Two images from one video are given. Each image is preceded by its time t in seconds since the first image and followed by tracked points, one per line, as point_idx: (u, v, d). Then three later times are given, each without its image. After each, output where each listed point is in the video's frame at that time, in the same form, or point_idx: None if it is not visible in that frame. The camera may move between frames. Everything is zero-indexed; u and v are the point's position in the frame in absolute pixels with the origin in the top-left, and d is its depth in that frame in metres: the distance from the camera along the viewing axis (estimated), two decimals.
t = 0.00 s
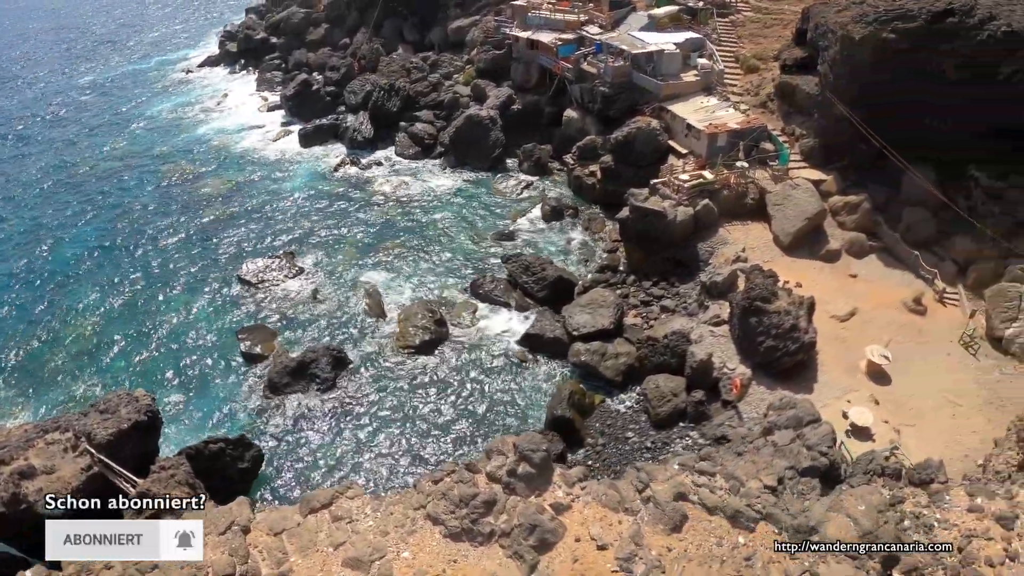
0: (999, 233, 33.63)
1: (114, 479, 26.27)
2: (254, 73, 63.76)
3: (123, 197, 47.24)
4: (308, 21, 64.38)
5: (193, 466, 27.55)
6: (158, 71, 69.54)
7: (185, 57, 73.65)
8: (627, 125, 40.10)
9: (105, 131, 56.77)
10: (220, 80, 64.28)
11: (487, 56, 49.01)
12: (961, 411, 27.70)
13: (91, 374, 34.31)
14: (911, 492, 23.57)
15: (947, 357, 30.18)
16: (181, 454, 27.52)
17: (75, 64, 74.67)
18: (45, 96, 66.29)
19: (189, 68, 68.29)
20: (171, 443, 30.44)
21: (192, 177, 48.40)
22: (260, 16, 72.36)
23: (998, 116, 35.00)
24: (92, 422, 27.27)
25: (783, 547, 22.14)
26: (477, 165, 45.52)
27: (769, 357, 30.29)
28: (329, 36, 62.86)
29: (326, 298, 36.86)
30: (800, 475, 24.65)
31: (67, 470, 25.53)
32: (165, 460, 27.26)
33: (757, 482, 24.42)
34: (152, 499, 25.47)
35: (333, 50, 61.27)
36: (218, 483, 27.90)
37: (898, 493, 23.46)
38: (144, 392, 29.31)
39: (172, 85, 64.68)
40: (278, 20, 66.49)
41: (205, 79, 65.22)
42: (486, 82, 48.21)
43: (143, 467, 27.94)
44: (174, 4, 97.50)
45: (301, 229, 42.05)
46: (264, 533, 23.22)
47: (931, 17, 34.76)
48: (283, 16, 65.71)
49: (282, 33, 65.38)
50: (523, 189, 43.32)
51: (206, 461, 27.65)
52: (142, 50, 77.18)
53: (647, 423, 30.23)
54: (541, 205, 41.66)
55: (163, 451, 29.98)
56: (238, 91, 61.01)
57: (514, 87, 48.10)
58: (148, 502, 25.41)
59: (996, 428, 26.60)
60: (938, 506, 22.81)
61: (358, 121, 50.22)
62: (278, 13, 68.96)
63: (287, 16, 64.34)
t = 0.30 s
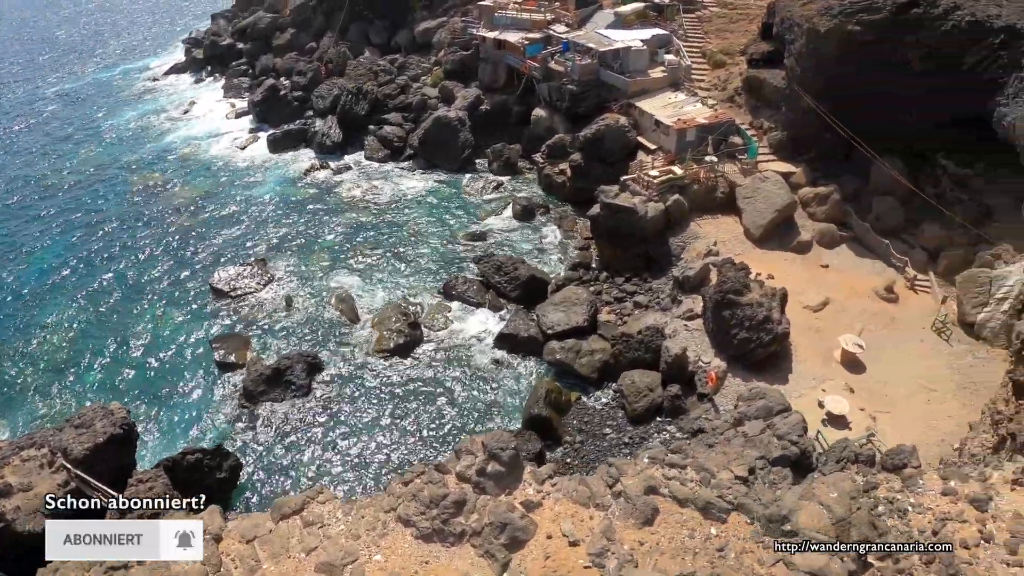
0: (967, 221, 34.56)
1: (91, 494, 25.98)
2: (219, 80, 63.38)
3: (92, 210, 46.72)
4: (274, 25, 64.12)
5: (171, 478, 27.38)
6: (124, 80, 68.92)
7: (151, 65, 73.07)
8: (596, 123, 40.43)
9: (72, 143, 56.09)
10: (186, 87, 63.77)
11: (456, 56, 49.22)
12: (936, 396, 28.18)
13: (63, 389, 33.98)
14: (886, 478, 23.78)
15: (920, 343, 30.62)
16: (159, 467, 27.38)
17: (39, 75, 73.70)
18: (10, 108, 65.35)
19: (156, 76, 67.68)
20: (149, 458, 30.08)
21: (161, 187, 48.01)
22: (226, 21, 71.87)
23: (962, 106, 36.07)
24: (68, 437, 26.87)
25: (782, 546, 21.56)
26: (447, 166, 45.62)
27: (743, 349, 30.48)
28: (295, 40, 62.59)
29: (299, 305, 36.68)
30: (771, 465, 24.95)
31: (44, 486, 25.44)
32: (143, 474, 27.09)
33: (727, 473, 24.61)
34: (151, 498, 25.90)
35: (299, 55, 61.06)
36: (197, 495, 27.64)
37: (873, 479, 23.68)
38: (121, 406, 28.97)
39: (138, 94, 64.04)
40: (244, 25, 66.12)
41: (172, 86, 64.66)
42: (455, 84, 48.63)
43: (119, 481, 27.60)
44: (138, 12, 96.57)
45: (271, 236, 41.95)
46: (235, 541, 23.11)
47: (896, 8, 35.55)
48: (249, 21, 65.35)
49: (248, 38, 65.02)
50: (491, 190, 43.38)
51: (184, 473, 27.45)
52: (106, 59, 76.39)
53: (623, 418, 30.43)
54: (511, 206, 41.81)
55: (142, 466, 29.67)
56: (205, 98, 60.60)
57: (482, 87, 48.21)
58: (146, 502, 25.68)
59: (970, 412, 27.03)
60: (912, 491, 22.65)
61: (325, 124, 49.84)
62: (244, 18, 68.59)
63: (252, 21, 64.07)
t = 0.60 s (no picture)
0: (938, 209, 34.88)
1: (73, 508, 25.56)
2: (187, 88, 63.01)
3: (63, 223, 46.18)
4: (242, 32, 63.85)
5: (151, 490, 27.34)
6: (91, 90, 68.28)
7: (119, 75, 72.43)
8: (567, 121, 40.70)
9: (42, 156, 55.39)
10: (154, 96, 63.25)
11: (425, 58, 49.24)
12: (912, 382, 28.59)
13: (38, 403, 33.53)
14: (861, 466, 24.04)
15: (894, 330, 31.03)
16: (140, 481, 27.33)
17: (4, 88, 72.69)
18: None
19: (123, 86, 67.06)
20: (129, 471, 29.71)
21: (132, 198, 47.61)
22: (193, 28, 71.37)
23: (931, 96, 36.18)
24: (46, 453, 26.78)
25: (782, 547, 21.07)
26: (419, 169, 45.75)
27: (720, 343, 30.65)
28: (264, 45, 62.38)
29: (275, 313, 36.59)
30: (745, 458, 25.25)
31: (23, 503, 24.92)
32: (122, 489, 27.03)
33: (701, 467, 24.83)
34: (152, 499, 26.65)
35: (268, 60, 60.83)
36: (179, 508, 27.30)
37: (849, 467, 23.93)
38: (98, 419, 28.76)
39: (107, 105, 63.40)
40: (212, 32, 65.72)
41: (140, 95, 64.09)
42: (425, 86, 48.62)
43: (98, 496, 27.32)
44: (103, 22, 95.69)
45: (244, 243, 41.82)
46: (210, 551, 23.01)
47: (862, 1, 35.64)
48: (217, 28, 64.98)
49: (216, 45, 64.64)
50: (464, 191, 43.63)
51: (164, 486, 27.29)
52: (72, 70, 75.58)
53: (602, 415, 30.62)
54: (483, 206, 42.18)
55: (122, 478, 29.40)
56: (175, 106, 60.19)
57: (452, 88, 48.20)
58: (146, 502, 26.32)
59: (945, 397, 27.46)
60: (889, 478, 22.46)
61: (296, 130, 50.02)
62: (212, 25, 68.20)
63: (220, 28, 63.79)
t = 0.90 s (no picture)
0: (907, 198, 35.38)
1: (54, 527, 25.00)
2: (154, 97, 62.46)
3: (32, 237, 45.59)
4: (207, 39, 63.41)
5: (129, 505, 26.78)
6: (55, 102, 67.49)
7: (83, 86, 71.68)
8: (535, 121, 40.88)
9: (8, 170, 54.63)
10: (120, 107, 62.63)
11: (392, 61, 49.18)
12: (887, 369, 28.92)
13: (10, 420, 33.10)
14: (836, 454, 24.22)
15: (867, 319, 31.36)
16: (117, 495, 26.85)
17: None
18: None
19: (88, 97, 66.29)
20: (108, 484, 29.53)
21: (102, 210, 47.13)
22: (158, 37, 70.75)
23: (887, 86, 37.27)
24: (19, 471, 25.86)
25: (783, 547, 20.40)
26: (389, 172, 45.79)
27: (694, 337, 30.87)
28: (230, 52, 61.97)
29: (249, 320, 36.45)
30: (716, 450, 25.35)
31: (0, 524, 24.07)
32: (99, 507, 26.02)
33: (672, 461, 24.97)
34: (151, 499, 26.86)
35: (235, 67, 60.37)
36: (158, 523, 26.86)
37: (823, 456, 24.10)
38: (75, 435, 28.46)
39: (73, 116, 62.65)
40: (178, 40, 65.18)
41: (107, 106, 63.41)
42: (392, 89, 48.49)
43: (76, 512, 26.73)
44: (65, 33, 94.58)
45: (216, 252, 41.59)
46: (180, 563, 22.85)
47: None
48: (182, 36, 64.46)
49: (181, 53, 64.09)
50: (434, 193, 43.71)
51: (142, 499, 26.70)
52: (34, 83, 74.66)
53: (579, 412, 30.70)
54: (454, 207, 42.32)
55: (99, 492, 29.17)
56: (142, 116, 59.66)
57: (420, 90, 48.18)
58: (147, 501, 26.62)
59: (920, 382, 27.78)
60: (862, 465, 22.75)
61: (264, 137, 49.89)
62: (177, 33, 67.65)
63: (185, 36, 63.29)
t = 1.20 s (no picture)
0: (876, 188, 35.55)
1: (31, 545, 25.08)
2: (122, 106, 61.94)
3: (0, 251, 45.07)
4: (174, 46, 63.02)
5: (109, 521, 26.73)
6: (21, 114, 66.73)
7: (49, 97, 70.99)
8: (504, 121, 41.18)
9: None
10: (87, 117, 62.02)
11: (359, 64, 49.18)
12: (863, 357, 29.25)
13: None
14: (809, 443, 24.45)
15: (840, 309, 31.73)
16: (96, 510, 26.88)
17: None
18: None
19: (55, 108, 65.59)
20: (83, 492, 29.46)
21: (70, 223, 46.70)
22: (124, 46, 70.21)
23: (845, 78, 37.66)
24: None
25: (774, 544, 20.56)
26: (359, 174, 45.82)
27: (670, 331, 31.12)
28: (197, 58, 61.60)
29: (222, 328, 36.38)
30: (687, 444, 25.54)
31: None
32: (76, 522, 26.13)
33: (643, 456, 25.19)
34: (151, 499, 26.82)
35: (202, 74, 60.00)
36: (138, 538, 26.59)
37: (796, 446, 24.33)
38: (50, 450, 28.30)
39: (38, 127, 61.92)
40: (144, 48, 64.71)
41: (74, 116, 62.78)
42: (360, 92, 48.72)
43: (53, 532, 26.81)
44: (26, 44, 93.29)
45: (188, 261, 41.42)
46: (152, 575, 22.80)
47: None
48: (149, 44, 64.04)
49: (148, 61, 63.63)
50: (405, 197, 43.81)
51: (142, 499, 26.65)
52: None
53: (557, 410, 30.89)
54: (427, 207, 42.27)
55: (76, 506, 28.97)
56: (110, 126, 59.15)
57: (388, 92, 48.19)
58: (146, 502, 26.55)
59: (894, 369, 28.18)
60: (835, 453, 22.92)
61: (234, 143, 49.90)
62: (144, 41, 67.17)
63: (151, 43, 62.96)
